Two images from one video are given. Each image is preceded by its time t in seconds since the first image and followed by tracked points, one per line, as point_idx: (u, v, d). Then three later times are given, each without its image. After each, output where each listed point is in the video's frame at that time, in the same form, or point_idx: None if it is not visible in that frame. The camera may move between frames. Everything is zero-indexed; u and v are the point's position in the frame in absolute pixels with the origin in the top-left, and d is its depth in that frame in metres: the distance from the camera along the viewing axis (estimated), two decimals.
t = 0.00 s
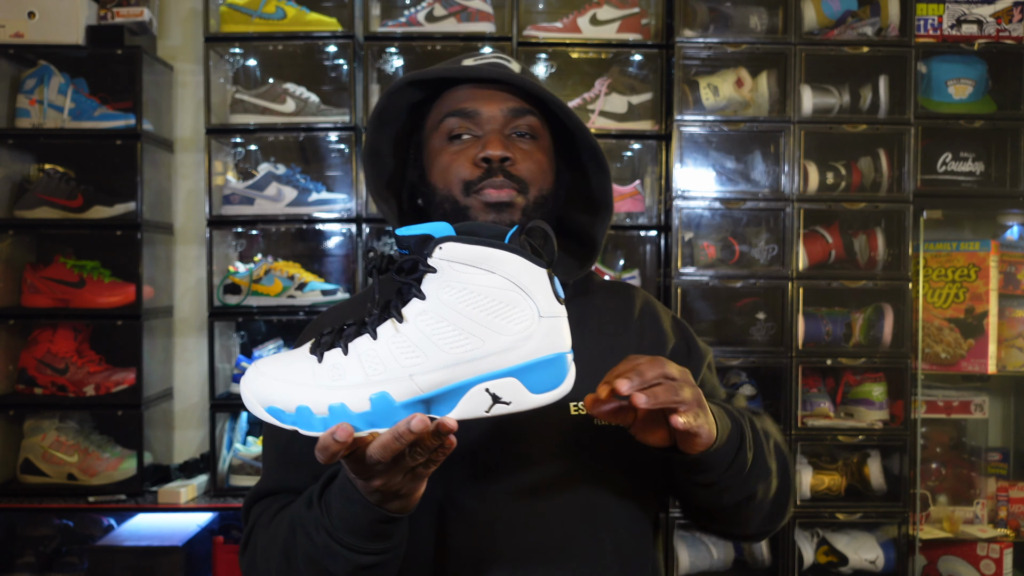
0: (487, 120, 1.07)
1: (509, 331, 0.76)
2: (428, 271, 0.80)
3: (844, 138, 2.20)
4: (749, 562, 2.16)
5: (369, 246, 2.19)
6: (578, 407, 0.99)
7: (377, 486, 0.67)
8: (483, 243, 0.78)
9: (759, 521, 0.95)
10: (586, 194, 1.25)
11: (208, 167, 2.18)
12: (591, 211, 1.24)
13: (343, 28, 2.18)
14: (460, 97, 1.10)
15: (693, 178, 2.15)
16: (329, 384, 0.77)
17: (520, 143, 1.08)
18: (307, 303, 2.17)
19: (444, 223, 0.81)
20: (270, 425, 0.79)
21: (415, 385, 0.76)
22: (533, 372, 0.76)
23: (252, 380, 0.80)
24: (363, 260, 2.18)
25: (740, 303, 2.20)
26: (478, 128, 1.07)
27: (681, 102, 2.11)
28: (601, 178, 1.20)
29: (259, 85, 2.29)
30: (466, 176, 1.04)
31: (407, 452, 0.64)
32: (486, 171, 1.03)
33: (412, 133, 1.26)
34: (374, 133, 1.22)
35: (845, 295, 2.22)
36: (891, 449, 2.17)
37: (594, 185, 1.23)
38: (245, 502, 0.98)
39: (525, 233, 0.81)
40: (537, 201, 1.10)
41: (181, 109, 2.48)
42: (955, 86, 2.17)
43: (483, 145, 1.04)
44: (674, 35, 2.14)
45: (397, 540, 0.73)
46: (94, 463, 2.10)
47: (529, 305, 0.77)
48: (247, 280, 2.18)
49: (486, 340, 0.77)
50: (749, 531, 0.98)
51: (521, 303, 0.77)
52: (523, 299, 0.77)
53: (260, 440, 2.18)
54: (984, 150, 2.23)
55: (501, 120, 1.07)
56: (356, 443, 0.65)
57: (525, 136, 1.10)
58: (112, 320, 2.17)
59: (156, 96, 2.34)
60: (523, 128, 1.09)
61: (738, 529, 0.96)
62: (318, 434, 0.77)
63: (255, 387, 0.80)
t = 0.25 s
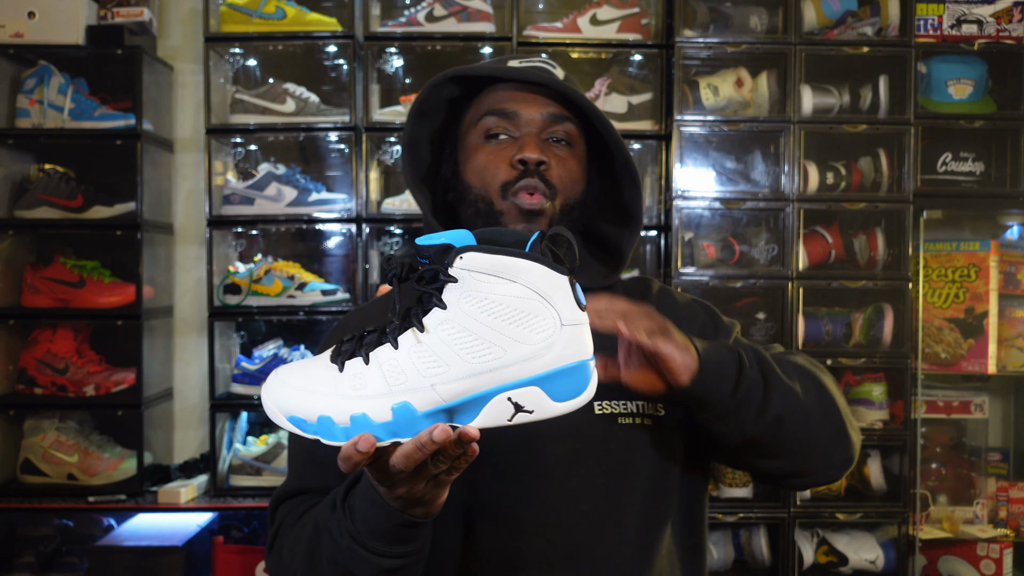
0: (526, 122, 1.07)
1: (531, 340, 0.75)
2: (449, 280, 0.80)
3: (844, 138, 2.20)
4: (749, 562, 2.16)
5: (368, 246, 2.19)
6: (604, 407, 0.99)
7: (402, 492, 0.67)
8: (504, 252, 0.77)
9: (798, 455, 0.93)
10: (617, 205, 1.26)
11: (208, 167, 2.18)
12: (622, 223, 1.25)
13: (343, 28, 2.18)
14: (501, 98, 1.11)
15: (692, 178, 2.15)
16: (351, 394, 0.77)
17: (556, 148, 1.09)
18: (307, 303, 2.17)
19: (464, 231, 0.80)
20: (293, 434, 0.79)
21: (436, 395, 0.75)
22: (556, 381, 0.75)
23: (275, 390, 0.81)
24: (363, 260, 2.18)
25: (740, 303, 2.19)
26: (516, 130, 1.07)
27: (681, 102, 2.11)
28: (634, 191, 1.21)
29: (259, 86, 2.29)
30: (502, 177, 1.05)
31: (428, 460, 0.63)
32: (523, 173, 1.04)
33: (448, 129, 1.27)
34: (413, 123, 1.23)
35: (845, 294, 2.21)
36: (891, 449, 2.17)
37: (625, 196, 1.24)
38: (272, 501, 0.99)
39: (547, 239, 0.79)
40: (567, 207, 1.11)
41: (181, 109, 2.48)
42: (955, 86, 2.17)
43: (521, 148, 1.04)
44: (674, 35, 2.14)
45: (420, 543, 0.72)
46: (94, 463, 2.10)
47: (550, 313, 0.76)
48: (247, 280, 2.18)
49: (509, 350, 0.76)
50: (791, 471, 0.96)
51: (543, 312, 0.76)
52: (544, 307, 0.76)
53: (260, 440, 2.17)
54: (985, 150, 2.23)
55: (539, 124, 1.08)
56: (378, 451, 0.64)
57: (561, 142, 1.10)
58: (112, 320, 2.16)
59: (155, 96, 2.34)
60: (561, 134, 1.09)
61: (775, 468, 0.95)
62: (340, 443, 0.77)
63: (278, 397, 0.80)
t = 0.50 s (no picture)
0: (558, 129, 1.07)
1: (545, 327, 0.76)
2: (463, 267, 0.80)
3: (844, 138, 2.20)
4: (749, 561, 2.15)
5: (368, 246, 2.19)
6: (620, 407, 1.01)
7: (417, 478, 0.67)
8: (519, 239, 0.77)
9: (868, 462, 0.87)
10: (642, 225, 1.23)
11: (208, 167, 2.17)
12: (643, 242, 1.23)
13: (343, 28, 2.18)
14: (537, 101, 1.11)
15: (692, 177, 2.15)
16: (366, 380, 0.77)
17: (582, 159, 1.08)
18: (307, 303, 2.17)
19: (478, 220, 0.80)
20: (309, 421, 0.79)
21: (451, 381, 0.76)
22: (569, 367, 0.76)
23: (292, 376, 0.81)
24: (363, 260, 2.18)
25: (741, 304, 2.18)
26: (547, 136, 1.08)
27: (681, 102, 2.11)
28: (658, 213, 1.19)
29: (259, 86, 2.29)
30: (523, 182, 1.04)
31: (443, 447, 0.63)
32: (545, 180, 1.03)
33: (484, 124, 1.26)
34: (450, 114, 1.21)
35: (845, 294, 2.22)
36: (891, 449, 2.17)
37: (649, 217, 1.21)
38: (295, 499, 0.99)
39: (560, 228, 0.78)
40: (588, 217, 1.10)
41: (181, 109, 2.48)
42: (955, 86, 2.17)
43: (547, 154, 1.04)
44: (674, 35, 2.14)
45: (438, 534, 0.74)
46: (94, 463, 2.10)
47: (564, 300, 0.77)
48: (247, 280, 2.18)
49: (522, 336, 0.76)
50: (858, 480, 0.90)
51: (557, 299, 0.77)
52: (558, 294, 0.77)
53: (260, 440, 2.17)
54: (984, 150, 2.23)
55: (570, 133, 1.08)
56: (393, 439, 0.64)
57: (590, 154, 1.10)
58: (112, 320, 2.16)
59: (155, 96, 2.34)
60: (590, 146, 1.09)
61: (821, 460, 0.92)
62: (355, 430, 0.78)
63: (295, 383, 0.81)
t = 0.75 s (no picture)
0: (560, 129, 1.08)
1: (550, 306, 0.77)
2: (470, 245, 0.81)
3: (844, 138, 2.20)
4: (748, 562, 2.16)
5: (368, 246, 2.19)
6: (643, 410, 0.98)
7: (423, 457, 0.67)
8: (527, 218, 0.79)
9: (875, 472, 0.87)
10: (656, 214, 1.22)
11: (208, 167, 2.17)
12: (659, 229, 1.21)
13: (343, 28, 2.18)
14: (539, 103, 1.12)
15: (692, 177, 2.15)
16: (373, 355, 0.78)
17: (589, 154, 1.09)
18: (307, 303, 2.17)
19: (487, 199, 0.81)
20: (316, 396, 0.79)
21: (456, 357, 0.76)
22: (574, 347, 0.77)
23: (301, 352, 0.82)
24: (363, 260, 2.18)
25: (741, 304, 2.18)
26: (552, 136, 1.09)
27: (681, 102, 2.11)
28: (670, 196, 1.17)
29: (259, 85, 2.29)
30: (532, 184, 1.06)
31: (448, 424, 0.63)
32: (552, 179, 1.04)
33: (491, 133, 1.29)
34: (455, 128, 1.25)
35: (845, 294, 2.22)
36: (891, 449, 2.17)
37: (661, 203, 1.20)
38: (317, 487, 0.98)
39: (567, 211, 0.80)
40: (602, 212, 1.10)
41: (181, 109, 2.48)
42: (955, 86, 2.17)
43: (552, 154, 1.05)
44: (674, 35, 2.14)
45: (449, 517, 0.74)
46: (94, 463, 2.10)
47: (569, 280, 0.78)
48: (247, 280, 2.18)
49: (528, 314, 0.77)
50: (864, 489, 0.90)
51: (562, 278, 0.78)
52: (562, 274, 0.78)
53: (260, 440, 2.17)
54: (984, 150, 2.23)
55: (574, 130, 1.09)
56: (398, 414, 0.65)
57: (597, 149, 1.10)
58: (112, 320, 2.16)
59: (155, 96, 2.33)
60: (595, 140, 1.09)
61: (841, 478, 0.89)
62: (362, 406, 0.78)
63: (304, 359, 0.81)
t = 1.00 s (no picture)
0: (594, 127, 1.08)
1: (558, 298, 0.77)
2: (477, 238, 0.81)
3: (844, 137, 2.20)
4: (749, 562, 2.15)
5: (368, 246, 2.19)
6: (658, 413, 0.96)
7: (432, 452, 0.67)
8: (533, 210, 0.79)
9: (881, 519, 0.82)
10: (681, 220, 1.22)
11: (208, 167, 2.17)
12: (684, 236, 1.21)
13: (343, 28, 2.18)
14: (574, 103, 1.12)
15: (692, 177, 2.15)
16: (383, 350, 0.78)
17: (621, 156, 1.08)
18: (307, 303, 2.17)
19: (493, 192, 0.82)
20: (328, 390, 0.80)
21: (465, 351, 0.76)
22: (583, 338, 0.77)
23: (313, 347, 0.83)
24: (363, 260, 2.18)
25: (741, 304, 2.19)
26: (584, 135, 1.09)
27: (681, 102, 2.11)
28: (698, 205, 1.17)
29: (259, 86, 2.29)
30: (563, 180, 1.06)
31: (459, 418, 0.63)
32: (584, 176, 1.04)
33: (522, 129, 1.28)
34: (487, 122, 1.24)
35: (845, 294, 2.22)
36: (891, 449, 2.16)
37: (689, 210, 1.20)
38: (330, 479, 0.98)
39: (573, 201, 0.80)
40: (629, 214, 1.10)
41: (181, 109, 2.48)
42: (955, 86, 2.17)
43: (585, 152, 1.05)
44: (674, 35, 2.14)
45: (459, 509, 0.74)
46: (94, 463, 2.10)
47: (577, 272, 0.77)
48: (247, 280, 2.17)
49: (536, 306, 0.77)
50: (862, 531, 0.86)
51: (570, 270, 0.77)
52: (571, 265, 0.78)
53: (260, 440, 2.17)
54: (984, 150, 2.23)
55: (607, 131, 1.09)
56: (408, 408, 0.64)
57: (628, 151, 1.10)
58: (112, 320, 2.16)
59: (155, 96, 2.33)
60: (627, 142, 1.09)
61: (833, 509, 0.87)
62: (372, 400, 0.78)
63: (316, 354, 0.82)
